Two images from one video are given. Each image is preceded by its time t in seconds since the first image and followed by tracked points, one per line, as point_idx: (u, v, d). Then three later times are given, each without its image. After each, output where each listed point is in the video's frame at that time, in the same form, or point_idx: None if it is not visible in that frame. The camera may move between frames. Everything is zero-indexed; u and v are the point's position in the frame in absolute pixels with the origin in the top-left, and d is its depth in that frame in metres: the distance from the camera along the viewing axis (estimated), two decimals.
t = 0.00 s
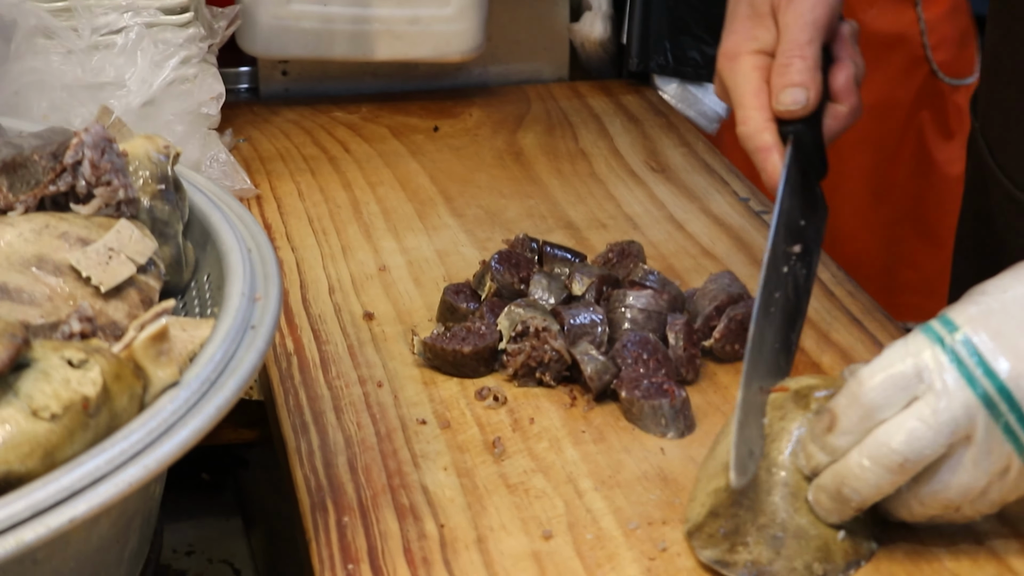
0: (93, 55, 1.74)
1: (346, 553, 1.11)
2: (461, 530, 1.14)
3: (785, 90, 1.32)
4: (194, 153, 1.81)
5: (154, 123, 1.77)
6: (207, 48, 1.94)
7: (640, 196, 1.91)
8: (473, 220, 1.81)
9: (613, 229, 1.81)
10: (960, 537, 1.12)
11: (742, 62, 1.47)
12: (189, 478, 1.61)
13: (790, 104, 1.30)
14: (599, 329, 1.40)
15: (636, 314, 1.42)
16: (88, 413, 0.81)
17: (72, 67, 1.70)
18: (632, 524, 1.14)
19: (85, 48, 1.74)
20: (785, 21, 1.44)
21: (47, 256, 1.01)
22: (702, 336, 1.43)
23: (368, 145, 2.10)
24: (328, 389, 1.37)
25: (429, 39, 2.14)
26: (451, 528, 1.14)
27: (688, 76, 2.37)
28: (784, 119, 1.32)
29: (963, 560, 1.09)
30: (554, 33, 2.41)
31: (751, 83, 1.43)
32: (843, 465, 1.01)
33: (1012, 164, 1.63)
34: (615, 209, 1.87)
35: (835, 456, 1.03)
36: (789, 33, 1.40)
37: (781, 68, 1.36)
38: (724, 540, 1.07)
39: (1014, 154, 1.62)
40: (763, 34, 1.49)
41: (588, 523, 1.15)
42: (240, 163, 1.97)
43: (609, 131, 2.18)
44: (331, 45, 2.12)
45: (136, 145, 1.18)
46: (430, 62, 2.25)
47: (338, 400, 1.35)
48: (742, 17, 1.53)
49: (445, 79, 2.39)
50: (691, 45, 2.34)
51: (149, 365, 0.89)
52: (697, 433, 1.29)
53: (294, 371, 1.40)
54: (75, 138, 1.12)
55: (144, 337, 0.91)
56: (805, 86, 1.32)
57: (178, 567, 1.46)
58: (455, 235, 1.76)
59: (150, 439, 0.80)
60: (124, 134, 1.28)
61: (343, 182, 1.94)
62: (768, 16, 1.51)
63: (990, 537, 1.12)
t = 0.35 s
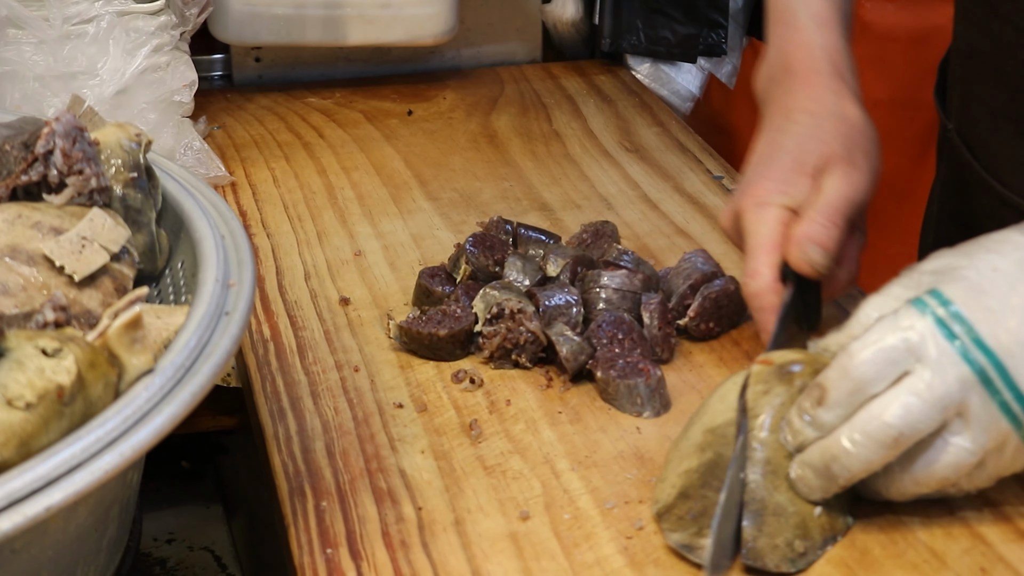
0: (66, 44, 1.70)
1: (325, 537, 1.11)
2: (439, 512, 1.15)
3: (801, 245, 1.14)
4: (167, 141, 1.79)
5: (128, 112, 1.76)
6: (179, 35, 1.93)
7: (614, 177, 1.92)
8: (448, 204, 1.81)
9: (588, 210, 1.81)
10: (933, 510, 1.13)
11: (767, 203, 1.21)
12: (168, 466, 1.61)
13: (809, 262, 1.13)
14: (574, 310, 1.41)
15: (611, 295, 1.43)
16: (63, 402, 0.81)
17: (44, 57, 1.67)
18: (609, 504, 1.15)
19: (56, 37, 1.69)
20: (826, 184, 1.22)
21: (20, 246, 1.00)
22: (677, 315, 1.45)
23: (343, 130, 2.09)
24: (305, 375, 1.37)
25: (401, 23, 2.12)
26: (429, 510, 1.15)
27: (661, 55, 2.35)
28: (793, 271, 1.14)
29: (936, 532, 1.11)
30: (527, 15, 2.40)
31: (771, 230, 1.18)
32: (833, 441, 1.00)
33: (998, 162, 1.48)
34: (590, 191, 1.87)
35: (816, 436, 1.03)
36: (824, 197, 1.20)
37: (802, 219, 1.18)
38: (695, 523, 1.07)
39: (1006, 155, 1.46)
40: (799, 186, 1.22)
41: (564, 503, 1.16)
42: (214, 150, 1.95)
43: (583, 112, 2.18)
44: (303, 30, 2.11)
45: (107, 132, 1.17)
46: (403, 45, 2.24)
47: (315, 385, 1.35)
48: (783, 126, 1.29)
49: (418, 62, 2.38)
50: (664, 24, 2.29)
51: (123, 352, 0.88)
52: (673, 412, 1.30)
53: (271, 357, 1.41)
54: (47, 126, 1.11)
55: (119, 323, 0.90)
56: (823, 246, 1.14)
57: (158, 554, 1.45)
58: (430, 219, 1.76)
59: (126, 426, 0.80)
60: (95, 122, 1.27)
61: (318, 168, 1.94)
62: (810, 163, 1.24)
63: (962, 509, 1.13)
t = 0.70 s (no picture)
0: (58, 33, 1.69)
1: (317, 523, 1.12)
2: (431, 498, 1.15)
3: (856, 153, 1.27)
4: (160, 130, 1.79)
5: (121, 101, 1.75)
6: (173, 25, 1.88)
7: (607, 165, 1.92)
8: (440, 192, 1.82)
9: (580, 198, 1.82)
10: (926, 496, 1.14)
11: (830, 125, 1.38)
12: (161, 454, 1.61)
13: (861, 168, 1.24)
14: (566, 298, 1.41)
15: (604, 282, 1.43)
16: (55, 388, 0.81)
17: (37, 46, 1.66)
18: (600, 490, 1.16)
19: (49, 26, 1.68)
20: (881, 100, 1.38)
21: (13, 233, 1.00)
22: (669, 302, 1.45)
23: (336, 119, 2.09)
24: (298, 362, 1.38)
25: (394, 12, 2.12)
26: (421, 497, 1.15)
27: (653, 46, 2.35)
28: (849, 179, 1.26)
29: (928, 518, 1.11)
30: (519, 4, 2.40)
31: (832, 150, 1.35)
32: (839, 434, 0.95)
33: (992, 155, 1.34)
34: (582, 179, 1.88)
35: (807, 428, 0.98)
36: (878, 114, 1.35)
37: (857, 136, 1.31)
38: (660, 502, 1.09)
39: (998, 145, 1.33)
40: (855, 110, 1.39)
41: (556, 490, 1.16)
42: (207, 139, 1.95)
43: (576, 101, 2.18)
44: (297, 19, 2.11)
45: (100, 120, 1.16)
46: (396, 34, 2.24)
47: (307, 373, 1.36)
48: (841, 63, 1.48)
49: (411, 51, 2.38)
50: (656, 13, 2.30)
51: (116, 340, 0.88)
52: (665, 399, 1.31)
53: (264, 344, 1.41)
54: (39, 115, 1.09)
55: (111, 311, 0.89)
56: (876, 155, 1.26)
57: (151, 541, 1.46)
58: (423, 207, 1.76)
59: (118, 413, 0.80)
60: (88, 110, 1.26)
61: (311, 157, 1.93)
62: (865, 87, 1.42)
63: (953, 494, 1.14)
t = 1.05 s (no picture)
0: (21, 32, 1.66)
1: (284, 523, 1.12)
2: (398, 497, 1.15)
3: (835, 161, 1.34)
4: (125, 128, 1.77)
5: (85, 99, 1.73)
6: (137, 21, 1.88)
7: (573, 163, 1.93)
8: (406, 190, 1.82)
9: (546, 196, 1.83)
10: (888, 493, 1.17)
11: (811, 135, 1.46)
12: (126, 454, 1.60)
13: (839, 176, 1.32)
14: (532, 296, 1.42)
15: (570, 280, 1.45)
16: (19, 389, 0.80)
17: None
18: (567, 488, 1.17)
19: (13, 24, 1.65)
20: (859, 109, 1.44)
21: None
22: (635, 301, 1.47)
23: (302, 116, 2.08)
24: (264, 361, 1.37)
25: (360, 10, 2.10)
26: (388, 496, 1.16)
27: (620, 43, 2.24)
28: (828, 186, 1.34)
29: (888, 514, 1.14)
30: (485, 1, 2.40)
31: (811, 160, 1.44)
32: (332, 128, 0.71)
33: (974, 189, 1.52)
34: (548, 176, 1.89)
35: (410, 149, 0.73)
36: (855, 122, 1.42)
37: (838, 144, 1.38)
38: (627, 499, 1.10)
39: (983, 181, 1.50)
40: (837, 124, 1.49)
41: (523, 488, 1.17)
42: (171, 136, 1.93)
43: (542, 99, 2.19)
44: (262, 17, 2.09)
45: (64, 119, 1.14)
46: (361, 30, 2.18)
47: (274, 371, 1.35)
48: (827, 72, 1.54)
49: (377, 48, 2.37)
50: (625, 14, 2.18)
51: (80, 339, 0.88)
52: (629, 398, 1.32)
53: (230, 344, 1.40)
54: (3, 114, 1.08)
55: (75, 311, 0.89)
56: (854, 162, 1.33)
57: (118, 542, 1.45)
58: (389, 205, 1.76)
59: (82, 414, 0.79)
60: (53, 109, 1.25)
61: (277, 154, 1.92)
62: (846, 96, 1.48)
63: (915, 490, 1.17)
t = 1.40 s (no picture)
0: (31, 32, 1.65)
1: (297, 521, 1.12)
2: (410, 496, 1.16)
3: (825, 156, 1.42)
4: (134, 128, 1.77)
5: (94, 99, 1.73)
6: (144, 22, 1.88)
7: (580, 163, 1.93)
8: (414, 190, 1.82)
9: (554, 196, 1.83)
10: (899, 492, 1.17)
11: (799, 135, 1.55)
12: (137, 452, 1.60)
13: (829, 169, 1.39)
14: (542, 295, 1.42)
15: (579, 280, 1.44)
16: (36, 387, 0.80)
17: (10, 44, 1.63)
18: (579, 487, 1.17)
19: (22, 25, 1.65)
20: (842, 106, 1.52)
21: None
22: (644, 300, 1.47)
23: (309, 117, 2.08)
24: (275, 360, 1.38)
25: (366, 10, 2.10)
26: (401, 494, 1.16)
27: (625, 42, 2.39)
28: (822, 181, 1.41)
29: (900, 513, 1.14)
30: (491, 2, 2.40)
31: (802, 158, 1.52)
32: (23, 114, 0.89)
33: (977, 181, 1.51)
34: (556, 176, 1.89)
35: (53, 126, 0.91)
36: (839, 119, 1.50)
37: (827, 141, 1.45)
38: (641, 498, 1.10)
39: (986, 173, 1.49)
40: (820, 116, 1.56)
41: (535, 486, 1.17)
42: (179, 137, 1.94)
43: (548, 99, 2.19)
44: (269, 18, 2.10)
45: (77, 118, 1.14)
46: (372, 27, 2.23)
47: (285, 371, 1.36)
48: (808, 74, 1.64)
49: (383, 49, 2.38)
50: (628, 12, 2.34)
51: (96, 338, 0.88)
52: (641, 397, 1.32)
53: (241, 343, 1.41)
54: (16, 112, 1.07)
55: (91, 309, 0.89)
56: (845, 154, 1.41)
57: (129, 540, 1.45)
58: (398, 205, 1.76)
59: (98, 413, 0.80)
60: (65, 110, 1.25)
61: (285, 155, 1.93)
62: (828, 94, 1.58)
63: (926, 490, 1.17)
